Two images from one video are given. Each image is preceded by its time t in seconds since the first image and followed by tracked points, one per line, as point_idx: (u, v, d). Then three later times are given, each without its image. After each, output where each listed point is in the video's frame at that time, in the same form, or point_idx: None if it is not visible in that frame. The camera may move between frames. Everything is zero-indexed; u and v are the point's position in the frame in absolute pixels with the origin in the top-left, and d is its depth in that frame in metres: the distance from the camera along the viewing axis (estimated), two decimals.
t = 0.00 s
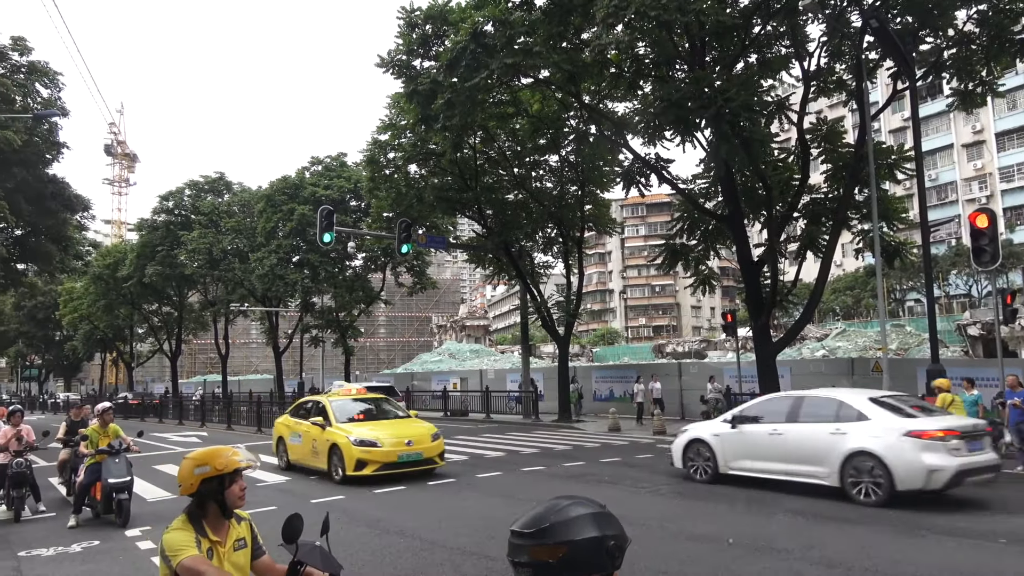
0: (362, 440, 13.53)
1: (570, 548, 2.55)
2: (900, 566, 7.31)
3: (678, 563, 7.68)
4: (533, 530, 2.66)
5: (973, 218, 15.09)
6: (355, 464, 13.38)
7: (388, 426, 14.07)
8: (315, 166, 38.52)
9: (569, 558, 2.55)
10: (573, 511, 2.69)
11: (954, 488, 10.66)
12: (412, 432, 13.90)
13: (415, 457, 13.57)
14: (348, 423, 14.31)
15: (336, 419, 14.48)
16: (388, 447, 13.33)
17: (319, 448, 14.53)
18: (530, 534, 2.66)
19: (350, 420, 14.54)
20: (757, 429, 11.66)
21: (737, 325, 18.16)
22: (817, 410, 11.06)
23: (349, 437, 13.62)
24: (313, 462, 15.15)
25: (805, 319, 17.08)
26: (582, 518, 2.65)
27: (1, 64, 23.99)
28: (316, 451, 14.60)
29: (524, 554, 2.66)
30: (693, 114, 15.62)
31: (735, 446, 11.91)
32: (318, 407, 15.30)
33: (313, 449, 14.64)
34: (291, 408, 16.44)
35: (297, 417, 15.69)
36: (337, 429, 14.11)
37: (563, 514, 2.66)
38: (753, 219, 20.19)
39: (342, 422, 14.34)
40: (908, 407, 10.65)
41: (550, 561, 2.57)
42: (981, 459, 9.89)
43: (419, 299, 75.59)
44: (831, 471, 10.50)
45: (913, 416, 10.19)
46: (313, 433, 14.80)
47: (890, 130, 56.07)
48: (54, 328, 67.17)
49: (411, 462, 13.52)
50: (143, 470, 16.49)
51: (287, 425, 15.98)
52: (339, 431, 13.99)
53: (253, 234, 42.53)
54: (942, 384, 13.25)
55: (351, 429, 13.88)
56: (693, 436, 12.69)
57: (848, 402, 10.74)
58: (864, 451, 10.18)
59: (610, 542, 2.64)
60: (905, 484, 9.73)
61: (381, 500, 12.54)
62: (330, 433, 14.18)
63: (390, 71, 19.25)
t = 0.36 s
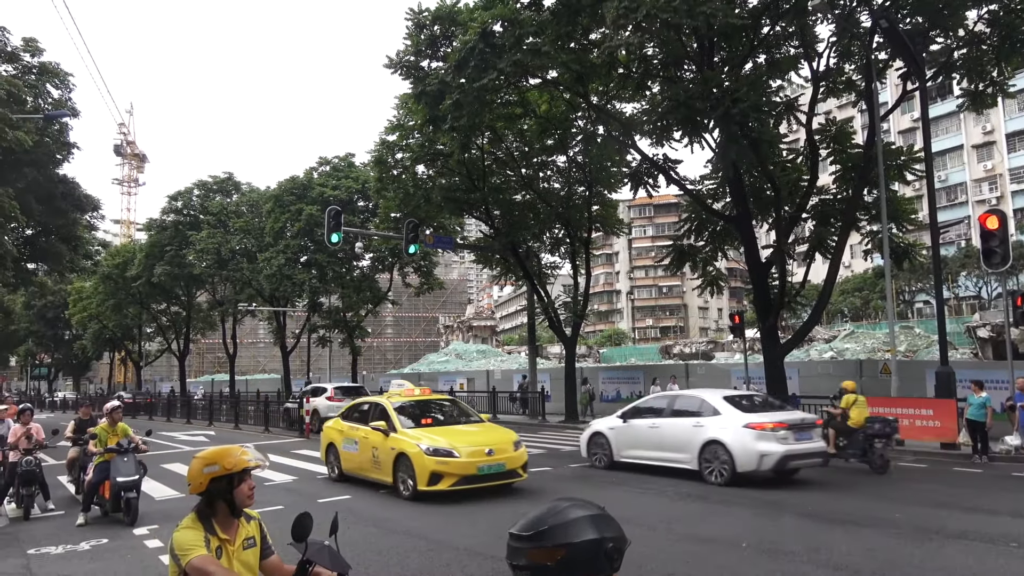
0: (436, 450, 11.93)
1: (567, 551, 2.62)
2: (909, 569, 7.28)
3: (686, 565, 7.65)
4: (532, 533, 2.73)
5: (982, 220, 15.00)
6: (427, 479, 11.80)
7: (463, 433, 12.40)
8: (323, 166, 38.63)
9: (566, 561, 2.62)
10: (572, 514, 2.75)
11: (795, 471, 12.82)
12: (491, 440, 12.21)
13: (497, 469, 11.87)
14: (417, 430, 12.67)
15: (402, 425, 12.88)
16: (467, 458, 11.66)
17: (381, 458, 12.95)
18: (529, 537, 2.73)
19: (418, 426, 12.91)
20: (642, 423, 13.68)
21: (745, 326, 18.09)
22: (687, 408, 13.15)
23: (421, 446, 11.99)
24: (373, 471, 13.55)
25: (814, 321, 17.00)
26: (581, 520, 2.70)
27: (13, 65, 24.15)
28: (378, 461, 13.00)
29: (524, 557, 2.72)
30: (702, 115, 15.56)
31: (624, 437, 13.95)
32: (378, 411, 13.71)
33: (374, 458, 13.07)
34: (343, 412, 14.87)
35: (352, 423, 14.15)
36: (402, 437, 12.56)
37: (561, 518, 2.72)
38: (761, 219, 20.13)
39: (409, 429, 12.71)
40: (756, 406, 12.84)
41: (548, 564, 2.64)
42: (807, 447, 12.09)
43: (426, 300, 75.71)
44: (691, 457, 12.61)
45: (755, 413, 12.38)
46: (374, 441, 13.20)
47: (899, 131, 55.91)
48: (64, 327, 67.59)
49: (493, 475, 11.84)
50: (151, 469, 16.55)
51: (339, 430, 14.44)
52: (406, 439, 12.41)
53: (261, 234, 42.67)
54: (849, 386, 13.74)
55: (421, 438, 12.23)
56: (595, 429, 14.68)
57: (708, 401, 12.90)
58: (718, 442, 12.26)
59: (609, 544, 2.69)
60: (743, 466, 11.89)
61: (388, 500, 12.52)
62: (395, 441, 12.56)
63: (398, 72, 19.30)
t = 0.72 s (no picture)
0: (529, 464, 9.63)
1: (564, 553, 2.62)
2: (909, 570, 7.28)
3: (686, 566, 7.67)
4: (528, 534, 2.72)
5: (983, 221, 14.99)
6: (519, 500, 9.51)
7: (558, 443, 10.15)
8: (323, 166, 38.64)
9: (563, 563, 2.61)
10: (569, 515, 2.74)
11: (794, 473, 12.84)
12: (594, 451, 9.94)
13: (604, 489, 9.56)
14: (502, 439, 10.46)
15: (484, 433, 10.67)
16: (567, 475, 9.39)
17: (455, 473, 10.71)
18: (526, 538, 2.72)
19: (502, 436, 10.70)
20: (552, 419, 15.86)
21: (746, 327, 18.08)
22: (588, 405, 15.30)
23: (508, 459, 9.76)
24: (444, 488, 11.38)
25: (814, 322, 16.99)
26: (578, 522, 2.70)
27: (13, 65, 24.18)
28: (451, 476, 10.82)
29: (520, 560, 2.72)
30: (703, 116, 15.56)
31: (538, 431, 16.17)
32: (450, 416, 11.56)
33: (447, 473, 10.86)
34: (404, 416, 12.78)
35: (418, 431, 11.95)
36: (483, 448, 10.31)
37: (558, 519, 2.71)
38: (762, 220, 20.15)
39: (491, 438, 10.52)
40: (646, 403, 14.97)
41: (545, 566, 2.64)
42: (683, 437, 14.25)
43: (426, 300, 75.79)
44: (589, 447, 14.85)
45: (641, 409, 14.53)
46: (446, 451, 11.04)
47: (900, 132, 55.99)
48: (64, 326, 67.58)
49: (598, 496, 9.54)
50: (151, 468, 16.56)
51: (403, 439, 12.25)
52: (490, 452, 10.12)
53: (261, 234, 42.70)
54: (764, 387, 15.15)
55: (508, 448, 10.02)
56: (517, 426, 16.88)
57: (602, 399, 15.07)
58: (609, 435, 14.47)
59: (606, 546, 2.68)
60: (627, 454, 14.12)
61: (388, 500, 12.51)
62: (475, 452, 10.36)
63: (399, 72, 19.33)
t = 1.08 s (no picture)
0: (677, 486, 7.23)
1: (575, 556, 2.61)
2: (919, 571, 7.24)
3: (694, 567, 7.65)
4: (541, 537, 2.72)
5: (991, 219, 14.87)
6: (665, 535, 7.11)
7: (706, 457, 7.74)
8: (329, 168, 38.72)
9: (575, 566, 2.61)
10: (582, 517, 2.74)
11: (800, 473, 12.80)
12: (756, 468, 7.55)
13: (773, 518, 7.21)
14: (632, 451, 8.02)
15: (605, 444, 8.24)
16: (729, 501, 7.00)
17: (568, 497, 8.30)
18: (539, 540, 2.72)
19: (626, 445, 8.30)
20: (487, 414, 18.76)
21: (752, 326, 18.04)
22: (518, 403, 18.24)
23: (646, 477, 7.37)
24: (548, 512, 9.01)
25: (820, 321, 16.92)
26: (590, 524, 2.70)
27: (21, 69, 24.37)
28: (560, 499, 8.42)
29: (533, 562, 2.71)
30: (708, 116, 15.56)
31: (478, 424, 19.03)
32: (554, 420, 9.16)
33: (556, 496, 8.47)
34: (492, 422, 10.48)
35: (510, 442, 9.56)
36: (606, 463, 7.91)
37: (572, 521, 2.71)
38: (768, 219, 20.11)
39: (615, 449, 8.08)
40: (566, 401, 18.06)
41: (556, 569, 2.63)
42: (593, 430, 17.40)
43: (432, 301, 75.91)
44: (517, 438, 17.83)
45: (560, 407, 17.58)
46: (552, 466, 8.62)
47: (907, 131, 55.84)
48: (72, 329, 67.92)
49: (766, 528, 7.18)
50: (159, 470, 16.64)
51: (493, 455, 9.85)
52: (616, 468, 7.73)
53: (267, 236, 42.88)
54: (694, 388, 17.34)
55: (643, 463, 7.60)
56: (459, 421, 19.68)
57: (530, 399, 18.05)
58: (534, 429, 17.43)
59: (618, 549, 2.68)
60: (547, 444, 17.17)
61: (395, 501, 12.52)
62: (597, 467, 7.92)
63: (404, 73, 19.38)
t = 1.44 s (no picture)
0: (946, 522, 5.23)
1: (588, 556, 2.61)
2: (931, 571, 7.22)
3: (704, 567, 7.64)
4: (555, 536, 2.73)
5: (1001, 217, 14.72)
6: None
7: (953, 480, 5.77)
8: (335, 169, 38.80)
9: (586, 565, 2.61)
10: (594, 518, 2.76)
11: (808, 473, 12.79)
12: None
13: None
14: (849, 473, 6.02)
15: (805, 460, 6.28)
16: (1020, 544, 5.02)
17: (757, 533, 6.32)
18: (551, 539, 2.73)
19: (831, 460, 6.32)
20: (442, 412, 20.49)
21: (760, 326, 17.96)
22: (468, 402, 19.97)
23: (889, 509, 5.41)
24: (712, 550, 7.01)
25: (829, 321, 16.84)
26: (601, 525, 2.71)
27: (30, 72, 24.49)
28: (743, 536, 6.44)
29: (545, 562, 2.72)
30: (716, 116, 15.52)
31: (435, 422, 20.75)
32: (718, 431, 7.10)
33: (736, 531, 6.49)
34: (610, 429, 8.36)
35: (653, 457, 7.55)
36: (824, 490, 5.91)
37: (584, 522, 2.72)
38: (776, 218, 20.07)
39: (826, 470, 6.10)
40: (510, 400, 19.80)
41: (568, 569, 2.64)
42: (532, 425, 19.17)
43: (439, 302, 75.97)
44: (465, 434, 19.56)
45: (502, 404, 19.37)
46: (727, 491, 6.62)
47: (915, 129, 55.62)
48: (81, 330, 68.29)
49: None
50: (169, 471, 16.71)
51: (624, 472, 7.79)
52: (842, 497, 5.75)
53: (274, 237, 43.05)
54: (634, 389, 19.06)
55: (875, 489, 5.66)
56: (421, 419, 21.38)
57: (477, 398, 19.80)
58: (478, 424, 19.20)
59: (630, 549, 2.68)
60: (489, 438, 18.95)
61: (403, 502, 12.55)
62: (803, 495, 6.00)
63: (410, 74, 19.41)
